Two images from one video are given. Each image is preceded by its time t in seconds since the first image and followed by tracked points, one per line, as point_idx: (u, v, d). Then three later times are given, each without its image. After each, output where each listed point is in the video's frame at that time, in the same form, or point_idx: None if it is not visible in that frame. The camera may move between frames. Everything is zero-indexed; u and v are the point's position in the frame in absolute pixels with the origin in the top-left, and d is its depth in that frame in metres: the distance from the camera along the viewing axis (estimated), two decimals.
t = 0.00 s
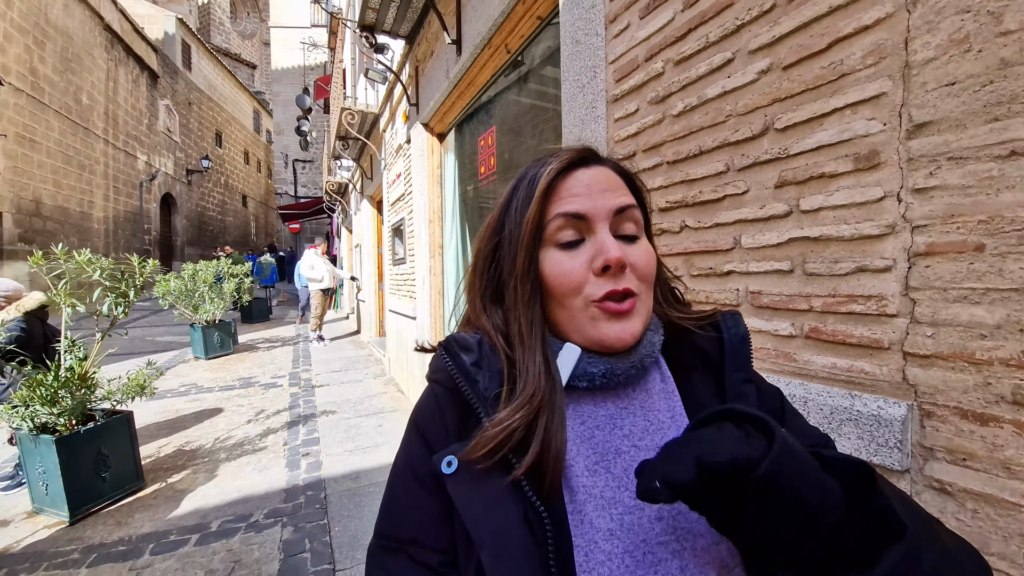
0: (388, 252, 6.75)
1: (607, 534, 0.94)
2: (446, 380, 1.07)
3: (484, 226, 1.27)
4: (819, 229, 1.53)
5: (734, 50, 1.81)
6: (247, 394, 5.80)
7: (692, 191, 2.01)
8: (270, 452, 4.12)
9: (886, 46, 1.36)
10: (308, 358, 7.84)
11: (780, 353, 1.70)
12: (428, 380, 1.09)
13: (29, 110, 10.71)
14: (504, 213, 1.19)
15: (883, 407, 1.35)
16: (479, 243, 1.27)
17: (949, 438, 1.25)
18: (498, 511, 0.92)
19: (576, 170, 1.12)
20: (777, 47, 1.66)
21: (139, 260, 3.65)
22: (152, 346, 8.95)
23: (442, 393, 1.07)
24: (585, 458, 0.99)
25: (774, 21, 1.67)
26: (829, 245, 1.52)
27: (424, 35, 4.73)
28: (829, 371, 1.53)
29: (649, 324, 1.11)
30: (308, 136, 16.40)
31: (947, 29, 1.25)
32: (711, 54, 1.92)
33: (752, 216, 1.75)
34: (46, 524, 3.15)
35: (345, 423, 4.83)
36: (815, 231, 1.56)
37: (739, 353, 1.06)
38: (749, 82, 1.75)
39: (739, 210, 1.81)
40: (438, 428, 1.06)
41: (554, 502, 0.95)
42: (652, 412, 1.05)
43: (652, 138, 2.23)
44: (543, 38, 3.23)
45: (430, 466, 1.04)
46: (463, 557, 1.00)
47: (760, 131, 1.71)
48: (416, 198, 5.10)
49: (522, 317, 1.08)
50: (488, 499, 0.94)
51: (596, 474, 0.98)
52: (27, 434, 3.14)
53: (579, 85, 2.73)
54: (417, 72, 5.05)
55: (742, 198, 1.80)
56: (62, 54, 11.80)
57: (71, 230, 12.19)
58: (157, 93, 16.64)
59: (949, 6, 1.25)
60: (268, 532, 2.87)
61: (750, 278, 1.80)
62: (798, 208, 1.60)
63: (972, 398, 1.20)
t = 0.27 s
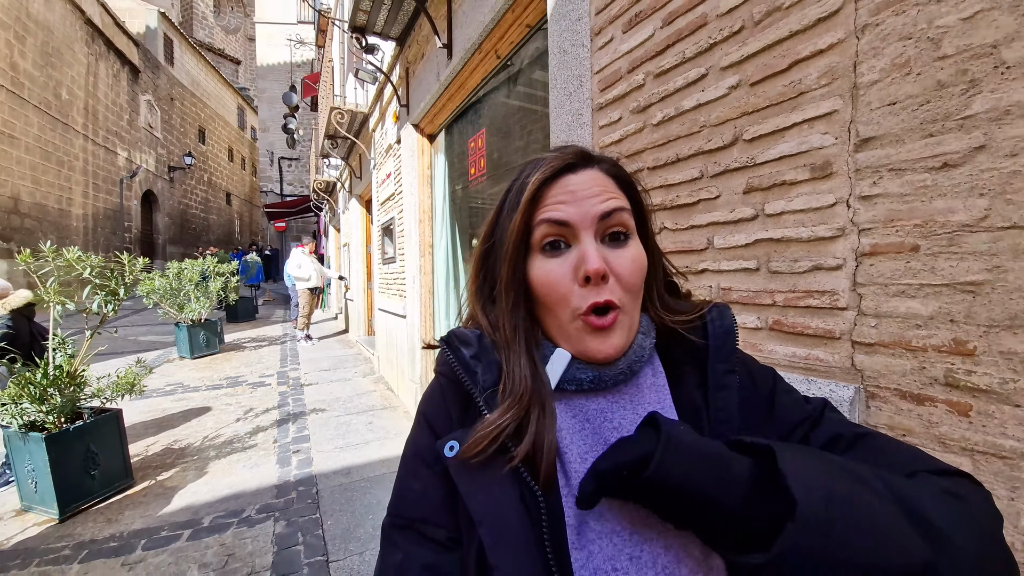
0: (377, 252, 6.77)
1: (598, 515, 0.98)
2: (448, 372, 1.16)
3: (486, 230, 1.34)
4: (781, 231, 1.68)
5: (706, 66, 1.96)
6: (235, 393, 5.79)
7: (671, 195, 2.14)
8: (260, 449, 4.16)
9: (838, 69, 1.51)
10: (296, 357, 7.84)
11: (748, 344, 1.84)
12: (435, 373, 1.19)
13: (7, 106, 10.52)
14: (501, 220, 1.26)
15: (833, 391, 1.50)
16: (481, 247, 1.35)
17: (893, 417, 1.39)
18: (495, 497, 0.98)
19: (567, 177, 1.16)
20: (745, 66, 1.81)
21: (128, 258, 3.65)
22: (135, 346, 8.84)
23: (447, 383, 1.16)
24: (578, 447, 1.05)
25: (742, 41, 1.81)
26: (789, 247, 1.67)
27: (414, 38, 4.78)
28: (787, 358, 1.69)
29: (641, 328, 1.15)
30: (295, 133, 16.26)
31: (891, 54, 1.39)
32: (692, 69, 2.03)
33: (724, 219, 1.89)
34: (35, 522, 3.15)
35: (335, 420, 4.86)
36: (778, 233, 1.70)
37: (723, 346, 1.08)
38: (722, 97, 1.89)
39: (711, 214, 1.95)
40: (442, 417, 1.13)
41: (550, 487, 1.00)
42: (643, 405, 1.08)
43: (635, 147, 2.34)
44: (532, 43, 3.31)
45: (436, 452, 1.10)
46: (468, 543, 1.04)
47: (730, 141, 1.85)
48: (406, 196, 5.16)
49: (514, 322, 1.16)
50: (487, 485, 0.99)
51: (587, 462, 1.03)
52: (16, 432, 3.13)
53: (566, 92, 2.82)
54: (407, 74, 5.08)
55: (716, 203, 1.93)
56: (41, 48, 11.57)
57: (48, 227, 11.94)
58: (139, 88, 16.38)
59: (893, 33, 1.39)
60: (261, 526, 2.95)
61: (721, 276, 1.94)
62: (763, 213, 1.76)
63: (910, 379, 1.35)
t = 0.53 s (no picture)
0: (358, 250, 6.71)
1: (587, 500, 1.01)
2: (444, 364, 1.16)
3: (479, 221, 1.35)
4: (750, 230, 1.77)
5: (682, 71, 2.02)
6: (211, 395, 5.68)
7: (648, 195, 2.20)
8: (238, 451, 4.11)
9: (803, 77, 1.60)
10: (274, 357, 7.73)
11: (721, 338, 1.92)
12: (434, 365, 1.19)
13: None
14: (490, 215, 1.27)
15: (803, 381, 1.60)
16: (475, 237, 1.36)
17: (852, 403, 1.49)
18: (486, 479, 0.98)
19: (548, 173, 1.14)
20: (718, 72, 1.87)
21: (98, 256, 3.57)
22: (104, 348, 8.60)
23: (443, 374, 1.16)
24: (572, 434, 1.09)
25: (714, 49, 1.88)
26: (757, 245, 1.76)
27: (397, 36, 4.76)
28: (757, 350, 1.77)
29: (637, 315, 1.17)
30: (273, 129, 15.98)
31: (851, 64, 1.47)
32: (668, 74, 2.09)
33: (698, 219, 1.96)
34: (3, 529, 3.05)
35: (315, 420, 4.82)
36: (747, 232, 1.79)
37: (745, 341, 1.07)
38: (695, 102, 1.96)
39: (686, 214, 2.02)
40: (442, 401, 1.13)
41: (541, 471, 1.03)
42: (642, 396, 1.12)
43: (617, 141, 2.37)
44: (515, 44, 3.33)
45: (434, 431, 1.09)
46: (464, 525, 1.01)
47: (702, 145, 1.93)
48: (388, 194, 5.13)
49: (503, 319, 1.18)
50: (480, 464, 0.99)
51: (581, 448, 1.07)
52: None
53: (549, 93, 2.85)
54: (389, 72, 5.06)
55: (690, 203, 2.01)
56: (4, 39, 11.17)
57: (11, 224, 11.52)
58: (108, 82, 15.91)
59: (853, 44, 1.47)
60: (239, 529, 2.91)
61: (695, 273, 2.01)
62: (734, 212, 1.84)
63: (867, 368, 1.44)
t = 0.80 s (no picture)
0: (327, 248, 6.56)
1: (589, 493, 1.00)
2: (440, 360, 1.15)
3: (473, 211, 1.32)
4: (711, 229, 1.91)
5: (648, 75, 2.11)
6: (168, 400, 5.42)
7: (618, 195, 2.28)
8: (198, 457, 3.93)
9: (758, 85, 1.73)
10: (237, 359, 7.49)
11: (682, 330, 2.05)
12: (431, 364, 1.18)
13: None
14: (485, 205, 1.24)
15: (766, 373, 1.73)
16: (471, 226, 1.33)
17: (804, 392, 1.64)
18: (488, 474, 0.97)
19: (546, 160, 1.10)
20: (682, 77, 1.98)
21: (46, 253, 3.36)
22: (49, 351, 8.11)
23: (439, 370, 1.15)
24: (572, 427, 1.08)
25: (678, 54, 1.98)
26: (717, 244, 1.91)
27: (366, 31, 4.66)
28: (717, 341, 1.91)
29: (635, 307, 1.16)
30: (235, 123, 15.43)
31: (801, 73, 1.62)
32: (636, 77, 2.15)
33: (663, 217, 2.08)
34: None
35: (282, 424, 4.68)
36: (709, 231, 1.93)
37: (756, 335, 1.09)
38: (661, 105, 2.06)
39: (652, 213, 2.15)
40: (439, 397, 1.13)
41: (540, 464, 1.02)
42: (641, 387, 1.13)
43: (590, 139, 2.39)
44: (486, 43, 3.31)
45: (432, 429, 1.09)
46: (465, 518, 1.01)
47: (667, 147, 2.04)
48: (359, 191, 5.03)
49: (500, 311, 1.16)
50: (481, 459, 0.99)
51: (581, 441, 1.06)
52: None
53: (519, 94, 2.83)
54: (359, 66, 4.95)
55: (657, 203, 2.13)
56: None
57: None
58: (56, 69, 15.02)
59: (802, 55, 1.61)
60: (200, 538, 2.79)
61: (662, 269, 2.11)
62: (696, 213, 1.98)
63: (816, 359, 1.61)
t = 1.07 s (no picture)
0: (291, 246, 6.35)
1: (564, 488, 0.95)
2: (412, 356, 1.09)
3: (446, 203, 1.24)
4: (670, 228, 1.91)
5: (610, 76, 2.09)
6: (117, 406, 5.11)
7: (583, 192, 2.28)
8: (150, 466, 3.71)
9: (713, 87, 1.75)
10: (193, 363, 7.17)
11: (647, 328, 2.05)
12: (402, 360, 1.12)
13: None
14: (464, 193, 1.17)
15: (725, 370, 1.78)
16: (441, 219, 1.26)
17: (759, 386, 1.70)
18: (458, 473, 0.94)
19: (539, 144, 1.08)
20: (642, 77, 1.98)
21: None
22: None
23: (413, 367, 1.09)
24: (546, 420, 1.03)
25: (639, 55, 1.97)
26: (676, 243, 1.90)
27: (331, 22, 4.54)
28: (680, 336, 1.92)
29: (616, 296, 1.12)
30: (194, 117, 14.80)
31: (753, 77, 1.65)
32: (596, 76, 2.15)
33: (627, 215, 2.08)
34: None
35: (242, 429, 4.47)
36: (667, 230, 1.93)
37: (720, 324, 1.06)
38: (622, 106, 2.05)
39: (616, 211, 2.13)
40: (411, 397, 1.07)
41: (510, 458, 0.97)
42: (617, 377, 1.08)
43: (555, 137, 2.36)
44: (455, 40, 3.27)
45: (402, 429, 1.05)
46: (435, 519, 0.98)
47: (627, 146, 2.04)
48: (323, 188, 4.88)
49: (482, 300, 1.09)
50: (451, 458, 0.96)
51: (556, 434, 1.01)
52: None
53: (486, 91, 2.77)
54: (324, 59, 4.81)
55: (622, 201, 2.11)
56: None
57: None
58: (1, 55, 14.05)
59: (755, 59, 1.64)
60: (149, 551, 2.61)
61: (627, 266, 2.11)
62: (657, 211, 1.97)
63: (768, 353, 1.66)
